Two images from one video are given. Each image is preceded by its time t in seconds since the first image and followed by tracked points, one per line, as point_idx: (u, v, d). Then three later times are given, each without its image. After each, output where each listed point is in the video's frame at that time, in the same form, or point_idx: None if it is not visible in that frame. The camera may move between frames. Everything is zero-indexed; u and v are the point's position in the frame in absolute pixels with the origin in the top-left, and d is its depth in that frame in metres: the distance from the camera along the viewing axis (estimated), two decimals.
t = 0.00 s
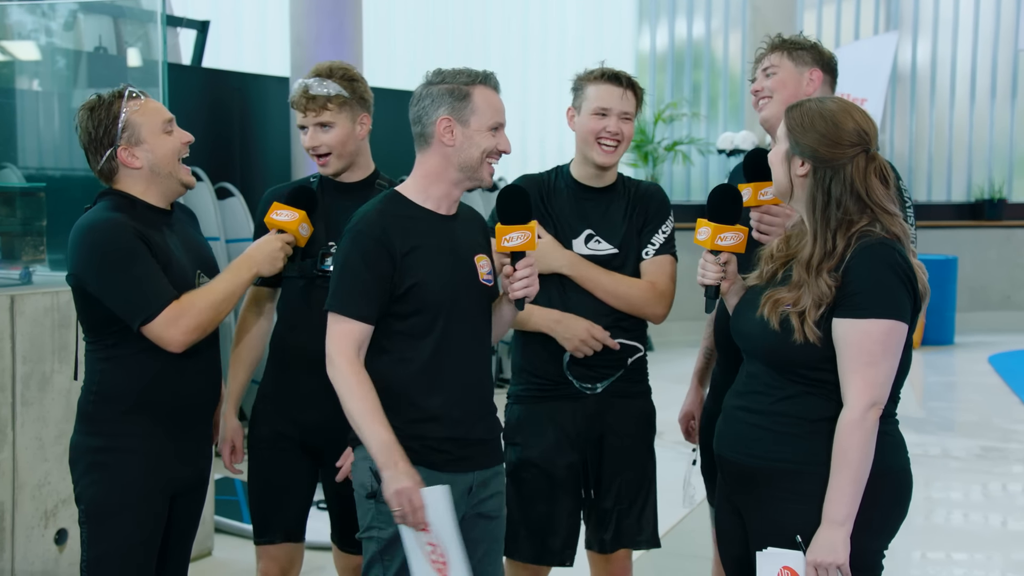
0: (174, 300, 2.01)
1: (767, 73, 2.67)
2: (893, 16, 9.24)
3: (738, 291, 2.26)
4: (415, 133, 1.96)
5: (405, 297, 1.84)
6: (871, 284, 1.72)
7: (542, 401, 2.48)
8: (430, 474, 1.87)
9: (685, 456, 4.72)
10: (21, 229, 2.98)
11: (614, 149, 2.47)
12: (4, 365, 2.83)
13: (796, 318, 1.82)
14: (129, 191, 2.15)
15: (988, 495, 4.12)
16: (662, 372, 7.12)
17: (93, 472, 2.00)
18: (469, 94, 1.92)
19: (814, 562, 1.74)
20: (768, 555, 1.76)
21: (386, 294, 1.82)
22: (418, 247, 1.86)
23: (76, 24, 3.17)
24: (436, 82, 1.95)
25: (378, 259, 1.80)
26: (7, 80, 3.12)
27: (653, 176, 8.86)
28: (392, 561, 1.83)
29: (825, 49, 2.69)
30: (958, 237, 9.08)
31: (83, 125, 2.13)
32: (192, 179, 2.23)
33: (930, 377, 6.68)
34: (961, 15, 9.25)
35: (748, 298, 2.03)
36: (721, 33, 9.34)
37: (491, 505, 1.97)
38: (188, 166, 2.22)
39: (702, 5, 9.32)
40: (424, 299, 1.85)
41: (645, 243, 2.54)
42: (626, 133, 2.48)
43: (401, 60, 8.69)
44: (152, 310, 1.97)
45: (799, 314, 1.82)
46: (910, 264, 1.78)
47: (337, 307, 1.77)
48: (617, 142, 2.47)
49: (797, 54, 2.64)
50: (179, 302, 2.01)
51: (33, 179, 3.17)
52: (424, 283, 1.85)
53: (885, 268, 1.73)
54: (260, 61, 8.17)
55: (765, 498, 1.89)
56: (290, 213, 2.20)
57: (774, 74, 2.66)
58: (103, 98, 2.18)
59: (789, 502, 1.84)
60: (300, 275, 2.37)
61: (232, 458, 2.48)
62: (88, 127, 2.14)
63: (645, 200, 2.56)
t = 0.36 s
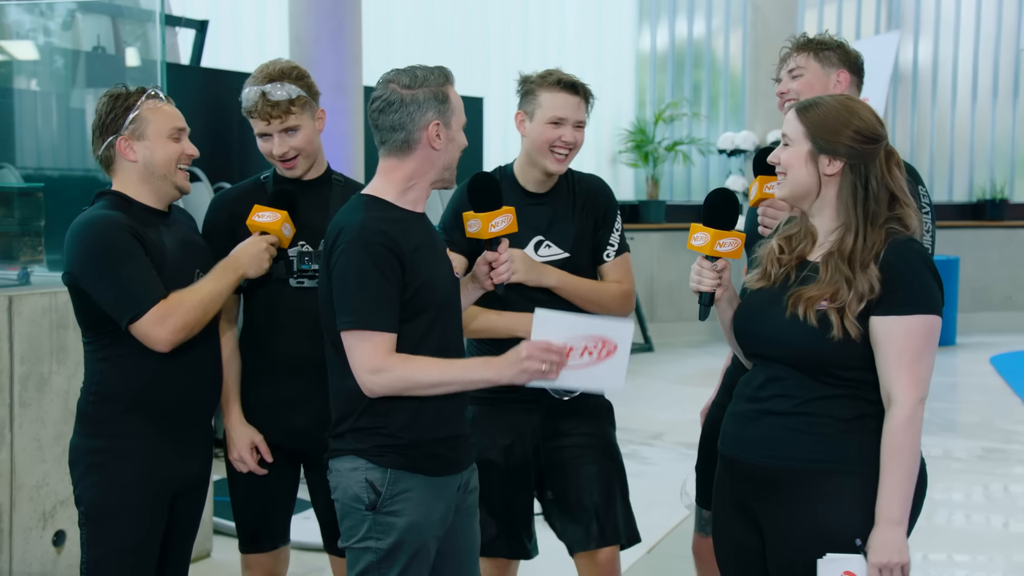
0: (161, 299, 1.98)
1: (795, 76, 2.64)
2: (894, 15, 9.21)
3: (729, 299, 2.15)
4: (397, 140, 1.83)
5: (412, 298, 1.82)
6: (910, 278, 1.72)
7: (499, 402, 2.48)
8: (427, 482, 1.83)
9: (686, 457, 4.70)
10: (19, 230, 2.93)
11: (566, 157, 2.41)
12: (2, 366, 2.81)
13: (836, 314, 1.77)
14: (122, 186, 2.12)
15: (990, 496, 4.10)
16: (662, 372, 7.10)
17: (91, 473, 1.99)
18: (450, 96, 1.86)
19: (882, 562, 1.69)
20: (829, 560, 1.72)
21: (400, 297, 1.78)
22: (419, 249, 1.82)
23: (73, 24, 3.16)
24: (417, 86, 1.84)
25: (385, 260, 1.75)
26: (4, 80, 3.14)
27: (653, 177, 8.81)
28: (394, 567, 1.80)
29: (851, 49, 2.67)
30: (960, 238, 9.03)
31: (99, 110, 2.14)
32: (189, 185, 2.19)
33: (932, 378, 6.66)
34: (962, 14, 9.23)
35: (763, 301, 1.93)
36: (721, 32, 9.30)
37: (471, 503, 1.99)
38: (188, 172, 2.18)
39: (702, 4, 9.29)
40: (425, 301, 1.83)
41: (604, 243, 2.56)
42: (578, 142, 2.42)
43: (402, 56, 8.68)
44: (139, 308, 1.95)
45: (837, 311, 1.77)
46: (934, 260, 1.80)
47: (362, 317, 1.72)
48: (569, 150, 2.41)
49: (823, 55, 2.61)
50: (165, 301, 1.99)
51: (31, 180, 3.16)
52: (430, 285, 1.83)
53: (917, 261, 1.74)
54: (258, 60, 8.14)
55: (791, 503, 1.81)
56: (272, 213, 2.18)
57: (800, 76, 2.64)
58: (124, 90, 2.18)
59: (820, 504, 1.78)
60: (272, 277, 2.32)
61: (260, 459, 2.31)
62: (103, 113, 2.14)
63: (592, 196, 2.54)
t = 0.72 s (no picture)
0: (121, 303, 1.92)
1: (812, 77, 2.61)
2: (894, 15, 9.22)
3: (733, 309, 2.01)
4: (354, 136, 1.83)
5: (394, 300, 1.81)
6: (936, 266, 1.77)
7: (483, 402, 2.46)
8: (422, 483, 1.82)
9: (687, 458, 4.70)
10: (17, 230, 2.84)
11: (533, 167, 2.40)
12: None
13: (870, 301, 1.77)
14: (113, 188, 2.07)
15: (991, 497, 4.09)
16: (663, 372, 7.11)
17: (74, 471, 1.93)
18: (410, 92, 1.83)
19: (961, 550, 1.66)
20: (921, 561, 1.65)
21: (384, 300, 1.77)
22: (397, 251, 1.81)
23: (72, 23, 3.18)
24: (373, 83, 1.83)
25: (360, 264, 1.74)
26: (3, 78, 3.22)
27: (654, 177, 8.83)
28: (393, 569, 1.79)
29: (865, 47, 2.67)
30: (960, 238, 9.02)
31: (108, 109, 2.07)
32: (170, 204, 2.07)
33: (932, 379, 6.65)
34: (963, 14, 9.22)
35: (784, 302, 1.87)
36: (721, 32, 9.30)
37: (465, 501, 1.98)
38: (167, 192, 2.05)
39: (702, 4, 9.28)
40: (406, 303, 1.82)
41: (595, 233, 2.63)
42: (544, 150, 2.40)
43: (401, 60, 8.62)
44: (95, 309, 1.90)
45: (871, 298, 1.77)
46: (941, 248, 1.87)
47: (349, 323, 1.71)
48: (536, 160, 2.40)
49: (844, 58, 2.59)
50: (124, 305, 1.92)
51: (28, 179, 3.18)
52: (408, 286, 1.82)
53: (933, 248, 1.80)
54: (257, 60, 8.14)
55: (835, 505, 1.75)
56: (240, 215, 2.09)
57: (819, 77, 2.60)
58: (134, 95, 2.07)
59: (854, 507, 1.74)
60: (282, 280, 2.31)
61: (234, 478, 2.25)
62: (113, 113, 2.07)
63: (574, 194, 2.57)
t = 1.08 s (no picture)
0: (54, 316, 1.89)
1: (795, 79, 2.62)
2: (893, 16, 9.22)
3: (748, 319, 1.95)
4: (330, 139, 1.85)
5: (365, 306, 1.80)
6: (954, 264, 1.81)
7: (496, 402, 2.45)
8: (401, 486, 1.80)
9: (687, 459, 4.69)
10: (17, 230, 2.86)
11: (547, 163, 2.39)
12: None
13: (902, 299, 1.77)
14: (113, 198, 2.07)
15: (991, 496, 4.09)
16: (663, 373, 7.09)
17: (63, 469, 1.93)
18: (378, 96, 1.81)
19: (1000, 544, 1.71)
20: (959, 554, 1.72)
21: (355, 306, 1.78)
22: (371, 256, 1.81)
23: (71, 24, 3.18)
24: (344, 87, 1.84)
25: (331, 271, 1.76)
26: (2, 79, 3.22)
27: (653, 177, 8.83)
28: (367, 570, 1.78)
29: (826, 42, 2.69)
30: (959, 238, 9.03)
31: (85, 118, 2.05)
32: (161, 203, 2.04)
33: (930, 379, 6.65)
34: (962, 14, 9.22)
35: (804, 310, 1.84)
36: (721, 33, 9.26)
37: (459, 509, 1.95)
38: (154, 191, 2.01)
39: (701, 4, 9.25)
40: (380, 307, 1.81)
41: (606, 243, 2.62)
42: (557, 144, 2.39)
43: (399, 52, 8.83)
44: (36, 318, 1.90)
45: (903, 296, 1.78)
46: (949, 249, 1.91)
47: (315, 329, 1.74)
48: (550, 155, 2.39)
49: (822, 60, 2.62)
50: (59, 318, 1.89)
51: (28, 179, 3.18)
52: (383, 291, 1.81)
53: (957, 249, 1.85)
54: (256, 61, 8.15)
55: (854, 507, 1.75)
56: (163, 235, 1.93)
57: (801, 80, 2.62)
58: (98, 101, 2.05)
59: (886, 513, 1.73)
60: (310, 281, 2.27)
61: (274, 481, 2.26)
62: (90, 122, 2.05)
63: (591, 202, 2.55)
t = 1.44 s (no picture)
0: (36, 317, 1.89)
1: (747, 88, 2.65)
2: (892, 16, 9.22)
3: (737, 311, 2.03)
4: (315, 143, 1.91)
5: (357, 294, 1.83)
6: (931, 277, 1.71)
7: (530, 399, 2.39)
8: (388, 485, 1.79)
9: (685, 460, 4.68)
10: (16, 231, 2.86)
11: (580, 168, 2.35)
12: None
13: (865, 318, 1.73)
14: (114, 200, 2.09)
15: (989, 497, 4.09)
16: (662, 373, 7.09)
17: (60, 468, 1.93)
18: (348, 108, 1.81)
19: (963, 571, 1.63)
20: None
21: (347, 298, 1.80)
22: (357, 254, 1.83)
23: (70, 24, 3.19)
24: (325, 94, 1.86)
25: (318, 264, 1.79)
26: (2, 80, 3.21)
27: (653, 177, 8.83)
28: (357, 570, 1.78)
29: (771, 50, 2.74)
30: (958, 238, 9.03)
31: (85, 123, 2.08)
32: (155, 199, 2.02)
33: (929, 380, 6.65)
34: (961, 15, 9.23)
35: (779, 313, 1.86)
36: (721, 32, 9.23)
37: (454, 510, 1.92)
38: (146, 192, 2.01)
39: (701, 4, 9.24)
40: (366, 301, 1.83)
41: (640, 253, 2.45)
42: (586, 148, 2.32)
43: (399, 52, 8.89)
44: (20, 320, 1.91)
45: (867, 314, 1.74)
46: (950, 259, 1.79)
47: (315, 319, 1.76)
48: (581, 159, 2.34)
49: (770, 68, 2.66)
50: (39, 320, 1.89)
51: (27, 180, 3.17)
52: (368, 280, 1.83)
53: (941, 262, 1.74)
54: (256, 61, 8.15)
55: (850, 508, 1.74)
56: (141, 236, 1.93)
57: (753, 88, 2.65)
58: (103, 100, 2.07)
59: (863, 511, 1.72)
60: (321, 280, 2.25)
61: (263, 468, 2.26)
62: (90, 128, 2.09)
63: (635, 210, 2.44)
